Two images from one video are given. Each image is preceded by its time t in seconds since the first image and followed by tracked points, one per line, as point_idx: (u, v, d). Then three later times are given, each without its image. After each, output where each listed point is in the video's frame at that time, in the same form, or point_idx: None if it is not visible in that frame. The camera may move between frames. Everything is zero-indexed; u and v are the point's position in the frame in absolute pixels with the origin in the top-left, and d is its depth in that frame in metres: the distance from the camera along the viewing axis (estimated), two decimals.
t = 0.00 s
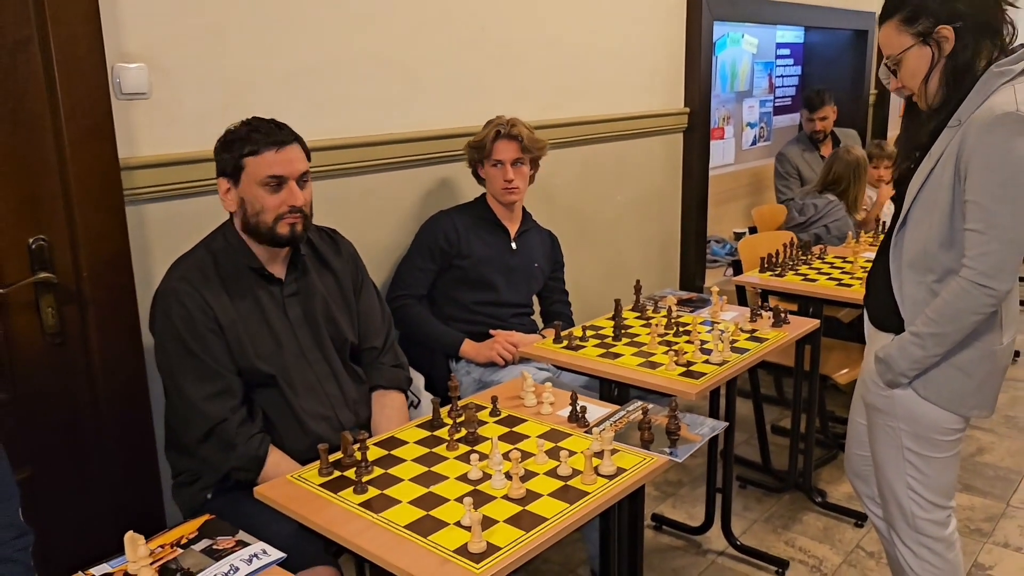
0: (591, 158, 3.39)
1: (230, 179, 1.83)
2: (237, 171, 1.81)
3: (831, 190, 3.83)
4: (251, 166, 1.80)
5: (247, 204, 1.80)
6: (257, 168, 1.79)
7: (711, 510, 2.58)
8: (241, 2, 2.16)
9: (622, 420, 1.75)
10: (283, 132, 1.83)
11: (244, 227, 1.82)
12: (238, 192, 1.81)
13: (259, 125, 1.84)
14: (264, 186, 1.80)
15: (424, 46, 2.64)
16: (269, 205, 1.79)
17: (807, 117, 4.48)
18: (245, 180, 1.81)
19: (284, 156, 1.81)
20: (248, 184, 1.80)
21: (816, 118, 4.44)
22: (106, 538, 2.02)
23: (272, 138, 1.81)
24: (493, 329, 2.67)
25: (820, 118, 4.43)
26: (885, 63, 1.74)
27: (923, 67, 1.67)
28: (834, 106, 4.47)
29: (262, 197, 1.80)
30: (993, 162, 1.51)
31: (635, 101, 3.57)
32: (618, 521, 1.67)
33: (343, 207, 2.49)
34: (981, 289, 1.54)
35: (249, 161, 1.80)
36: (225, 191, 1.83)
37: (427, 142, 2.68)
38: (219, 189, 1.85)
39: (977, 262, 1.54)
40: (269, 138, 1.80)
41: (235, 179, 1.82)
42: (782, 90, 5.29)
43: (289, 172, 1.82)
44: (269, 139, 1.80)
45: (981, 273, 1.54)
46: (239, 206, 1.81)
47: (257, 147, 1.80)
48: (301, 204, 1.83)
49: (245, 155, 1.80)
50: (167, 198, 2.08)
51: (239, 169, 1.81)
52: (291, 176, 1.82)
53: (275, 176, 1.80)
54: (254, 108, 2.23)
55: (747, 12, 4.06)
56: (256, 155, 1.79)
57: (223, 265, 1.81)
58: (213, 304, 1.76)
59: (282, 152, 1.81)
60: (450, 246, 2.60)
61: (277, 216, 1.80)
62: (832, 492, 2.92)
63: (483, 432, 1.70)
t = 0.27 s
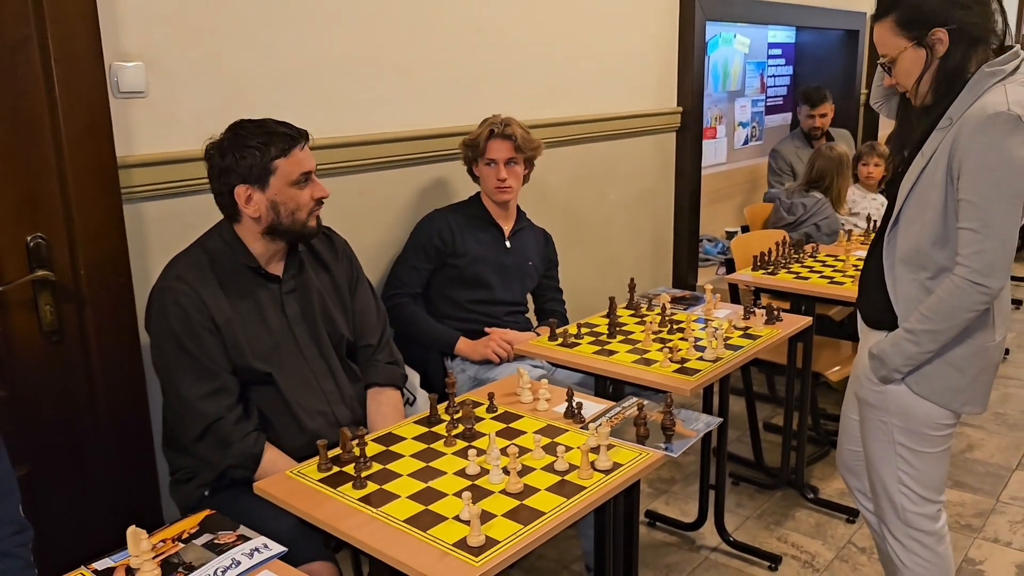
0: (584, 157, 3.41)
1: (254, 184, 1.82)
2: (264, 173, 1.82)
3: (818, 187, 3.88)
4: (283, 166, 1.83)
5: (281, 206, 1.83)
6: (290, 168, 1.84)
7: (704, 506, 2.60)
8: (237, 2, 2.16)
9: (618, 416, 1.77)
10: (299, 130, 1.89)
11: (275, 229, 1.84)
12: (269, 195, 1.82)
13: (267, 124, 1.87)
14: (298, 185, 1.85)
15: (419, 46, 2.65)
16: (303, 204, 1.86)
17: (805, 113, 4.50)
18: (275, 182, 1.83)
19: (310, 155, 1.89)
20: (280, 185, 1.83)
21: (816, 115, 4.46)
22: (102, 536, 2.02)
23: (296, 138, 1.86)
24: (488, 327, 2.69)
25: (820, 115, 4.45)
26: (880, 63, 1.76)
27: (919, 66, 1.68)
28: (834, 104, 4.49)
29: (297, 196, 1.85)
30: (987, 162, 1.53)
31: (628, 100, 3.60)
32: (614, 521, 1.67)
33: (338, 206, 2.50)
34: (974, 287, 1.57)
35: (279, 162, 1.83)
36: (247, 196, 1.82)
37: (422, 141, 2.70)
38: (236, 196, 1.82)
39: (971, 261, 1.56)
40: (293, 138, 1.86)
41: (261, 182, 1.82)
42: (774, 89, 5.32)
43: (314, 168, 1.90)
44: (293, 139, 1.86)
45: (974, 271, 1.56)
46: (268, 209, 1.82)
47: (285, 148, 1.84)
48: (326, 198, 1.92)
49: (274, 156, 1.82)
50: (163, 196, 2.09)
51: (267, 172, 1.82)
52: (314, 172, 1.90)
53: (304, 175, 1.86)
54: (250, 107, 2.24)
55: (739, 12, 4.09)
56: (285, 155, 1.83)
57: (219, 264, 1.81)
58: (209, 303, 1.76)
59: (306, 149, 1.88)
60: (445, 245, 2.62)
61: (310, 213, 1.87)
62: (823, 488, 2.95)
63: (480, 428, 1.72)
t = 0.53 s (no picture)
0: (580, 158, 3.42)
1: (257, 185, 1.82)
2: (267, 174, 1.82)
3: (802, 184, 3.89)
4: (286, 169, 1.84)
5: (283, 207, 1.84)
6: (293, 171, 1.84)
7: (699, 506, 2.61)
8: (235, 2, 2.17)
9: (614, 415, 1.78)
10: (301, 133, 1.90)
11: (276, 230, 1.85)
12: (271, 196, 1.83)
13: (270, 125, 1.87)
14: (299, 188, 1.86)
15: (417, 46, 2.66)
16: (304, 206, 1.87)
17: (808, 111, 4.53)
18: (278, 184, 1.83)
19: (310, 156, 1.90)
20: (283, 188, 1.83)
21: (820, 115, 4.49)
22: (100, 536, 2.03)
23: (299, 141, 1.87)
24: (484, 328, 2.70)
25: (824, 115, 4.48)
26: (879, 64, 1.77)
27: (917, 67, 1.69)
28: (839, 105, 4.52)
29: (299, 199, 1.86)
30: (981, 163, 1.55)
31: (624, 101, 3.61)
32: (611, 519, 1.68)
33: (335, 206, 2.50)
34: (969, 287, 1.58)
35: (283, 164, 1.84)
36: (250, 198, 1.82)
37: (418, 142, 2.70)
38: (237, 197, 1.82)
39: (966, 261, 1.58)
40: (296, 140, 1.87)
41: (264, 183, 1.83)
42: (769, 90, 5.34)
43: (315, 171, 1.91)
44: (297, 141, 1.87)
45: (969, 272, 1.58)
46: (271, 210, 1.83)
47: (287, 150, 1.84)
48: (325, 200, 1.93)
49: (278, 159, 1.83)
50: (161, 196, 2.09)
51: (271, 174, 1.82)
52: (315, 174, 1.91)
53: (306, 177, 1.87)
54: (247, 108, 2.25)
55: (734, 14, 4.11)
56: (288, 158, 1.84)
57: (216, 265, 1.82)
58: (206, 304, 1.77)
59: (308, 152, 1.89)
60: (442, 245, 2.63)
61: (310, 215, 1.89)
62: (818, 488, 2.97)
63: (478, 428, 1.73)
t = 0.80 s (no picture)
0: (579, 159, 3.43)
1: (256, 185, 1.83)
2: (266, 175, 1.83)
3: (788, 180, 3.87)
4: (285, 170, 1.84)
5: (282, 208, 1.84)
6: (291, 172, 1.85)
7: (698, 506, 2.62)
8: (236, 3, 2.17)
9: (613, 416, 1.78)
10: (300, 134, 1.90)
11: (274, 231, 1.85)
12: (269, 197, 1.83)
13: (270, 126, 1.87)
14: (298, 189, 1.86)
15: (416, 47, 2.66)
16: (302, 207, 1.87)
17: (814, 111, 4.54)
18: (277, 184, 1.83)
19: (310, 158, 1.90)
20: (281, 188, 1.84)
21: (826, 115, 4.50)
22: (100, 536, 2.03)
23: (298, 142, 1.87)
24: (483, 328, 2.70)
25: (830, 115, 4.49)
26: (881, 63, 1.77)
27: (919, 67, 1.69)
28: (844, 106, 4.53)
29: (297, 199, 1.86)
30: (981, 166, 1.56)
31: (623, 102, 3.62)
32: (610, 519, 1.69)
33: (335, 206, 2.51)
34: (969, 288, 1.59)
35: (283, 165, 1.84)
36: (248, 198, 1.82)
37: (417, 142, 2.71)
38: (236, 197, 1.83)
39: (966, 263, 1.58)
40: (295, 141, 1.87)
41: (263, 184, 1.83)
42: (768, 92, 5.34)
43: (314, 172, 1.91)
44: (297, 142, 1.87)
45: (969, 273, 1.58)
46: (269, 211, 1.83)
47: (286, 151, 1.85)
48: (324, 201, 1.94)
49: (276, 159, 1.83)
50: (161, 196, 2.09)
51: (270, 175, 1.83)
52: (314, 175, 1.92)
53: (305, 178, 1.87)
54: (247, 108, 2.25)
55: (732, 15, 4.12)
56: (287, 159, 1.84)
57: (214, 266, 1.82)
58: (205, 305, 1.77)
59: (307, 153, 1.90)
60: (441, 246, 2.63)
61: (308, 217, 1.89)
62: (816, 488, 2.97)
63: (477, 428, 1.74)
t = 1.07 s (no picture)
0: (578, 160, 3.43)
1: (254, 186, 1.83)
2: (264, 175, 1.83)
3: (778, 178, 3.88)
4: (283, 170, 1.84)
5: (280, 208, 1.84)
6: (289, 172, 1.85)
7: (697, 507, 2.62)
8: (236, 3, 2.17)
9: (613, 417, 1.79)
10: (299, 134, 1.90)
11: (273, 231, 1.85)
12: (267, 197, 1.83)
13: (270, 125, 1.87)
14: (296, 189, 1.86)
15: (416, 47, 2.66)
16: (301, 208, 1.87)
17: (816, 112, 4.55)
18: (275, 184, 1.84)
19: (309, 158, 1.90)
20: (279, 188, 1.84)
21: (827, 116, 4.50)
22: (99, 537, 2.03)
23: (297, 142, 1.87)
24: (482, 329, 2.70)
25: (832, 116, 4.50)
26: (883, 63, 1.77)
27: (919, 68, 1.70)
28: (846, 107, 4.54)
29: (295, 200, 1.86)
30: (983, 168, 1.56)
31: (622, 103, 3.62)
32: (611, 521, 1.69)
33: (334, 207, 2.51)
34: (971, 290, 1.59)
35: (281, 165, 1.84)
36: (246, 198, 1.83)
37: (416, 143, 2.71)
38: (235, 197, 1.83)
39: (969, 265, 1.59)
40: (294, 141, 1.87)
41: (261, 184, 1.83)
42: (766, 93, 5.35)
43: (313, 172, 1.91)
44: (296, 142, 1.87)
45: (972, 276, 1.59)
46: (267, 211, 1.83)
47: (284, 151, 1.85)
48: (323, 202, 1.93)
49: (274, 159, 1.83)
50: (161, 196, 2.09)
51: (268, 175, 1.83)
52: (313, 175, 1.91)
53: (303, 179, 1.87)
54: (247, 108, 2.25)
55: (731, 17, 4.12)
56: (285, 159, 1.84)
57: (214, 267, 1.82)
58: (205, 306, 1.77)
59: (305, 153, 1.89)
60: (441, 246, 2.63)
61: (306, 217, 1.89)
62: (814, 489, 2.98)
63: (477, 429, 1.74)
